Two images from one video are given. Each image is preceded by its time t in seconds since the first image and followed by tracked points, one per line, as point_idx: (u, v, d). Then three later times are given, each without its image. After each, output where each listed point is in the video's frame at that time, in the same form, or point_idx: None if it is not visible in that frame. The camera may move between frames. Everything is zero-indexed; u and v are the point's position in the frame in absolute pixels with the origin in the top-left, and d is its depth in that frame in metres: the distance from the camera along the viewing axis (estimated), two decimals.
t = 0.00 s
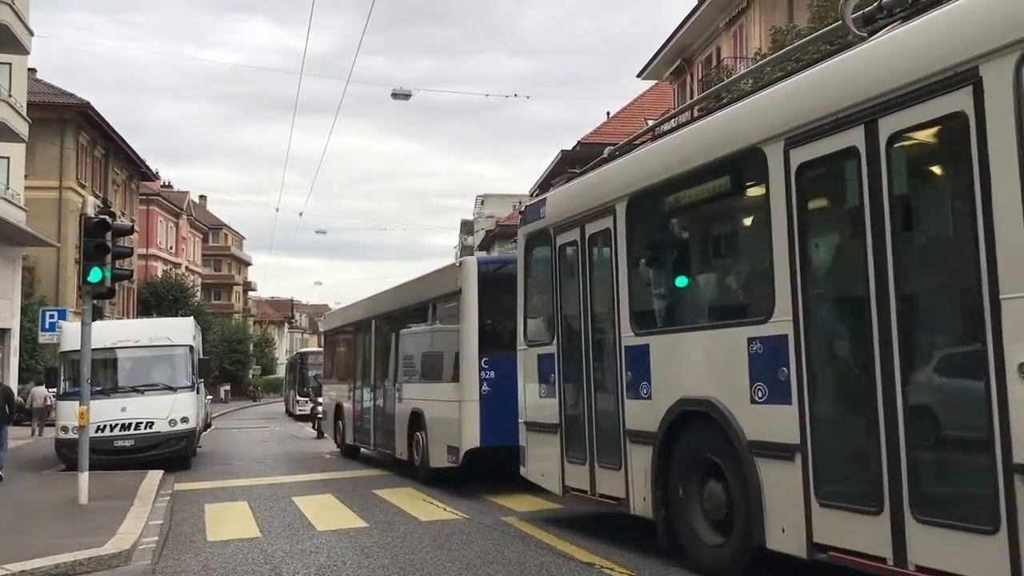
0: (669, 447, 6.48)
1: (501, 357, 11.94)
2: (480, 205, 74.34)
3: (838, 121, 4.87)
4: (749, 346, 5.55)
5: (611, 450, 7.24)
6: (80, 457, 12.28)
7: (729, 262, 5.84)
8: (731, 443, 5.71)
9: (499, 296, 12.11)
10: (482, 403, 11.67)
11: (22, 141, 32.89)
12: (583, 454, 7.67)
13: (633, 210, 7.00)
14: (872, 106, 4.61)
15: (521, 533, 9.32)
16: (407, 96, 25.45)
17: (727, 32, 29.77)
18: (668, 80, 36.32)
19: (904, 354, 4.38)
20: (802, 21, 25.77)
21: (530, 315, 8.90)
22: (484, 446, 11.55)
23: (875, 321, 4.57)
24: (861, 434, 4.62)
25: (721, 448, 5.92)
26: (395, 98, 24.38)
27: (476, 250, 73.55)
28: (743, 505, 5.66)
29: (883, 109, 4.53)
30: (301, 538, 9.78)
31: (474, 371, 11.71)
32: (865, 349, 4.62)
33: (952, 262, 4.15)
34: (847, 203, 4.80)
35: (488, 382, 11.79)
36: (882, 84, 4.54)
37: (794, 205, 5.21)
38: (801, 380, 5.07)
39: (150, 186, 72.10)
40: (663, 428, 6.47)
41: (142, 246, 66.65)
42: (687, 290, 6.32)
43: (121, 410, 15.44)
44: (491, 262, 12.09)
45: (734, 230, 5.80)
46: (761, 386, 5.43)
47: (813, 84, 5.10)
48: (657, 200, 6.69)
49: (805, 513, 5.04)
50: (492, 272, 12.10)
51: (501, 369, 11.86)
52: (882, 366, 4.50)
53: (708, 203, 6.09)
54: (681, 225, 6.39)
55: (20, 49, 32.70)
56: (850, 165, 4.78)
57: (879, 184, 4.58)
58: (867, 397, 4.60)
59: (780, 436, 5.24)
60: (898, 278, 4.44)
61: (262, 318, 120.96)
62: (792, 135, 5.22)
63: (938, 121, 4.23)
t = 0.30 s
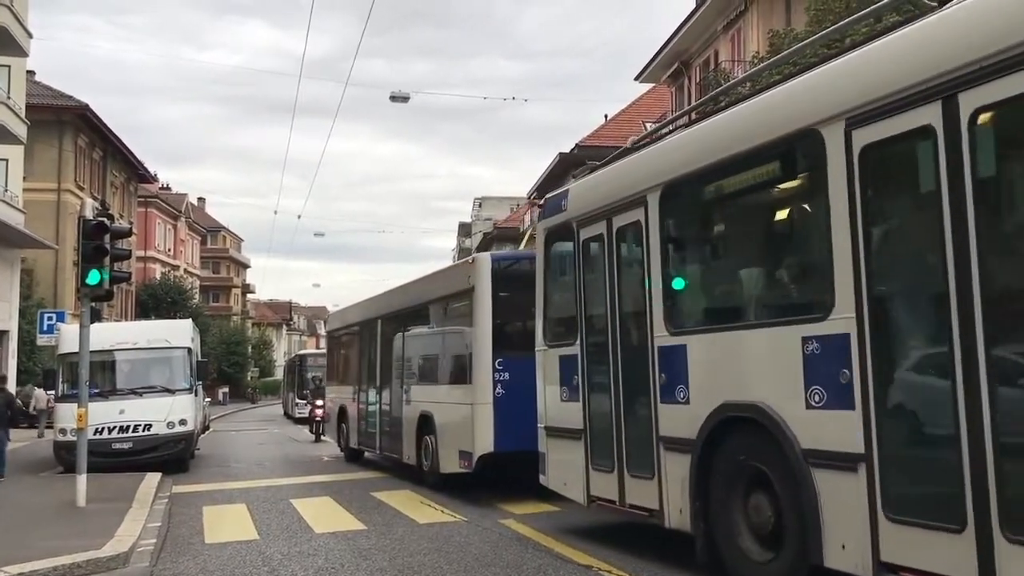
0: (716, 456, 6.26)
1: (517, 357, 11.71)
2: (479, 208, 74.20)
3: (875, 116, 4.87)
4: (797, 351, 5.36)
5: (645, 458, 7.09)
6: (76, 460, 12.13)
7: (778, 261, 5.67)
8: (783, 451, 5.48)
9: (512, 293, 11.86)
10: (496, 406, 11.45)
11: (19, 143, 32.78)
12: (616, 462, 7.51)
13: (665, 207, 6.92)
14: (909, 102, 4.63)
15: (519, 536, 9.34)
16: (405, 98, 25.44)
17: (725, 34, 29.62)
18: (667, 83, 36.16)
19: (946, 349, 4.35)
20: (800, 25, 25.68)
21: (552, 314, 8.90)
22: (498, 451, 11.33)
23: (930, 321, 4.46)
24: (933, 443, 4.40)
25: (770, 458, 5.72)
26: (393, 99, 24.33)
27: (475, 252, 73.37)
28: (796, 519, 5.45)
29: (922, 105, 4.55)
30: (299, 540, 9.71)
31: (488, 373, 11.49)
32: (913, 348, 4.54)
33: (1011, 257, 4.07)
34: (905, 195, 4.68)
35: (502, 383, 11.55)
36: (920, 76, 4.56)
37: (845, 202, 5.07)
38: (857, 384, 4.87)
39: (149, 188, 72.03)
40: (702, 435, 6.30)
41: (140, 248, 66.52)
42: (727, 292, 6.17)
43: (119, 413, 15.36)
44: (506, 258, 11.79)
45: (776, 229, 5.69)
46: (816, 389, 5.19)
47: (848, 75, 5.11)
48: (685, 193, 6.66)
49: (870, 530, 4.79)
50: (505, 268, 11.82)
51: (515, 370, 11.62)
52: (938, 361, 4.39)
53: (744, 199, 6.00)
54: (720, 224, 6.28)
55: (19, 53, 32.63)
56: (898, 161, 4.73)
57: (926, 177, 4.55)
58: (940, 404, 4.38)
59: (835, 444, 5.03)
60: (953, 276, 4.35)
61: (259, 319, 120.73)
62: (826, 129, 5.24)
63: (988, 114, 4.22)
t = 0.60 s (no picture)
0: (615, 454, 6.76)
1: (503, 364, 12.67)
2: (481, 210, 76.35)
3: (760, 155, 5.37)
4: (692, 353, 5.85)
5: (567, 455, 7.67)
6: (82, 458, 14.23)
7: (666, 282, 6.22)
8: (673, 450, 6.01)
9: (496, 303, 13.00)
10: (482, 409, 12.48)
11: (26, 142, 34.87)
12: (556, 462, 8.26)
13: (585, 225, 7.38)
14: (790, 145, 5.13)
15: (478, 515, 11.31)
16: (410, 102, 27.48)
17: (730, 36, 31.57)
18: (672, 85, 38.26)
19: (813, 360, 4.83)
20: (806, 28, 27.95)
21: (524, 326, 9.82)
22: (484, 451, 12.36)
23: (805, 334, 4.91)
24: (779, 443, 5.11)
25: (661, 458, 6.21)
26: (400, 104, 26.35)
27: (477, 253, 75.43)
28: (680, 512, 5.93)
29: (804, 146, 5.02)
30: (301, 542, 11.78)
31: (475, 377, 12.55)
32: (783, 358, 5.05)
33: (872, 281, 4.52)
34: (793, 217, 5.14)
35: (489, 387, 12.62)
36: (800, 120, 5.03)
37: (719, 232, 5.70)
38: (747, 387, 5.30)
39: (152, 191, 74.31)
40: (619, 430, 6.70)
41: (145, 249, 68.82)
42: (633, 301, 6.60)
43: (124, 413, 17.52)
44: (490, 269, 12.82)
45: (676, 245, 6.08)
46: (710, 376, 5.64)
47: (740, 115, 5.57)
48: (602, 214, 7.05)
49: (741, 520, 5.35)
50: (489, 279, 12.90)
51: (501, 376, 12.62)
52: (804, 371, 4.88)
53: (649, 217, 6.37)
54: (627, 240, 6.70)
55: (26, 53, 34.65)
56: (782, 191, 5.23)
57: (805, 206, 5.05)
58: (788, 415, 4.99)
59: (729, 437, 5.45)
60: (825, 295, 4.85)
61: (265, 321, 122.87)
62: (722, 163, 5.66)
63: (842, 158, 4.77)
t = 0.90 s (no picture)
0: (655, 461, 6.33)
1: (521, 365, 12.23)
2: (489, 211, 75.79)
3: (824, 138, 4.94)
4: (744, 350, 5.41)
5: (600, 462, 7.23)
6: (89, 457, 13.83)
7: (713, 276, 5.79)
8: (723, 456, 5.57)
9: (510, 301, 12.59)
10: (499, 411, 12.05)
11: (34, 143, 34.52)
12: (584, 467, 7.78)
13: (621, 217, 6.94)
14: (860, 126, 4.68)
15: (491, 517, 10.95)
16: (416, 104, 27.08)
17: (737, 39, 30.98)
18: (678, 88, 37.75)
19: (883, 363, 4.39)
20: (811, 30, 27.57)
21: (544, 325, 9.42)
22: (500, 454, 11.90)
23: (876, 333, 4.47)
24: (848, 450, 4.67)
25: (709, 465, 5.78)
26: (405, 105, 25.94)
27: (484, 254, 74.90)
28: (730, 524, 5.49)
29: (876, 127, 4.57)
30: (306, 542, 11.37)
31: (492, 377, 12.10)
32: (849, 359, 4.60)
33: (960, 272, 4.08)
34: (860, 204, 4.72)
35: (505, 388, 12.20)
36: (868, 98, 4.60)
37: (775, 221, 5.27)
38: (808, 388, 4.86)
39: (160, 190, 73.99)
40: (659, 435, 6.25)
41: (152, 249, 68.51)
42: (675, 299, 6.16)
43: (130, 413, 17.12)
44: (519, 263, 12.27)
45: (726, 237, 5.65)
46: (765, 377, 5.22)
47: (799, 95, 5.15)
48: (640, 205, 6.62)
49: (801, 532, 4.90)
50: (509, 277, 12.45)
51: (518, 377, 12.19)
52: (881, 373, 4.39)
53: (696, 207, 5.95)
54: (668, 235, 6.27)
55: (35, 53, 34.28)
56: (849, 177, 4.78)
57: (875, 192, 4.61)
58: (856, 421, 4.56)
59: (788, 443, 5.01)
60: (901, 289, 4.41)
61: (271, 321, 122.47)
62: (780, 147, 5.22)
63: (919, 137, 4.35)
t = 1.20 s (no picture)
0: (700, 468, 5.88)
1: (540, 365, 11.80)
2: (494, 212, 75.43)
3: (896, 116, 4.49)
4: (806, 350, 4.96)
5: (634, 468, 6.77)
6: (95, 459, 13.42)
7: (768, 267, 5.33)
8: (781, 464, 5.11)
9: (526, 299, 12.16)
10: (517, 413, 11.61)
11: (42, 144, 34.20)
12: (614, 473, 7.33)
13: (659, 207, 6.51)
14: (939, 101, 4.23)
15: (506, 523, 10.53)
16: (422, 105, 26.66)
17: (743, 41, 30.47)
18: (684, 90, 37.28)
19: (970, 363, 3.93)
20: (818, 34, 27.07)
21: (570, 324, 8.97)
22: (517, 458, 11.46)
23: (961, 331, 4.02)
24: (927, 459, 4.21)
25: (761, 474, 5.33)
26: (411, 106, 25.52)
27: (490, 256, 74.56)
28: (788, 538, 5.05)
29: (958, 104, 4.13)
30: (312, 542, 10.96)
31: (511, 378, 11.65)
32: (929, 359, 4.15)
33: None
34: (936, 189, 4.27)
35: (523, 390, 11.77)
36: (955, 69, 4.13)
37: (839, 208, 4.82)
38: (882, 391, 4.41)
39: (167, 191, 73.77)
40: (705, 442, 5.80)
41: (159, 250, 68.26)
42: (723, 295, 5.72)
43: (136, 414, 16.73)
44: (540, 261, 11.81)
45: (782, 226, 5.21)
46: (830, 378, 4.77)
47: (868, 70, 4.69)
48: (682, 193, 6.19)
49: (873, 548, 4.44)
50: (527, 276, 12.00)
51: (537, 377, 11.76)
52: (944, 375, 4.07)
53: (747, 195, 5.51)
54: (714, 225, 5.83)
55: (42, 54, 33.94)
56: (927, 157, 4.33)
57: (959, 175, 4.14)
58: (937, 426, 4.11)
59: (857, 451, 4.56)
60: (988, 281, 3.97)
61: (276, 322, 122.29)
62: (846, 126, 4.77)
63: (1009, 113, 3.91)
